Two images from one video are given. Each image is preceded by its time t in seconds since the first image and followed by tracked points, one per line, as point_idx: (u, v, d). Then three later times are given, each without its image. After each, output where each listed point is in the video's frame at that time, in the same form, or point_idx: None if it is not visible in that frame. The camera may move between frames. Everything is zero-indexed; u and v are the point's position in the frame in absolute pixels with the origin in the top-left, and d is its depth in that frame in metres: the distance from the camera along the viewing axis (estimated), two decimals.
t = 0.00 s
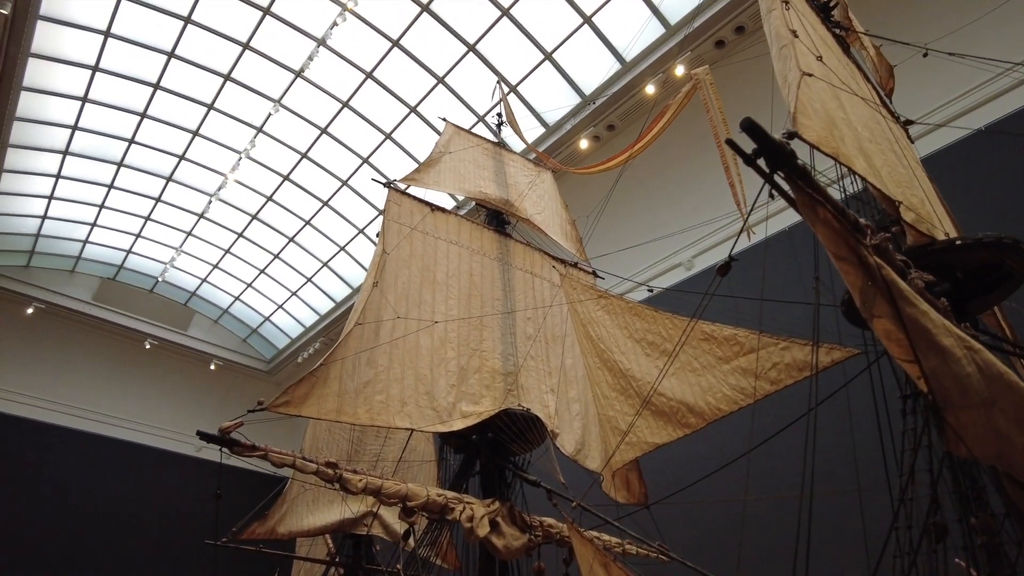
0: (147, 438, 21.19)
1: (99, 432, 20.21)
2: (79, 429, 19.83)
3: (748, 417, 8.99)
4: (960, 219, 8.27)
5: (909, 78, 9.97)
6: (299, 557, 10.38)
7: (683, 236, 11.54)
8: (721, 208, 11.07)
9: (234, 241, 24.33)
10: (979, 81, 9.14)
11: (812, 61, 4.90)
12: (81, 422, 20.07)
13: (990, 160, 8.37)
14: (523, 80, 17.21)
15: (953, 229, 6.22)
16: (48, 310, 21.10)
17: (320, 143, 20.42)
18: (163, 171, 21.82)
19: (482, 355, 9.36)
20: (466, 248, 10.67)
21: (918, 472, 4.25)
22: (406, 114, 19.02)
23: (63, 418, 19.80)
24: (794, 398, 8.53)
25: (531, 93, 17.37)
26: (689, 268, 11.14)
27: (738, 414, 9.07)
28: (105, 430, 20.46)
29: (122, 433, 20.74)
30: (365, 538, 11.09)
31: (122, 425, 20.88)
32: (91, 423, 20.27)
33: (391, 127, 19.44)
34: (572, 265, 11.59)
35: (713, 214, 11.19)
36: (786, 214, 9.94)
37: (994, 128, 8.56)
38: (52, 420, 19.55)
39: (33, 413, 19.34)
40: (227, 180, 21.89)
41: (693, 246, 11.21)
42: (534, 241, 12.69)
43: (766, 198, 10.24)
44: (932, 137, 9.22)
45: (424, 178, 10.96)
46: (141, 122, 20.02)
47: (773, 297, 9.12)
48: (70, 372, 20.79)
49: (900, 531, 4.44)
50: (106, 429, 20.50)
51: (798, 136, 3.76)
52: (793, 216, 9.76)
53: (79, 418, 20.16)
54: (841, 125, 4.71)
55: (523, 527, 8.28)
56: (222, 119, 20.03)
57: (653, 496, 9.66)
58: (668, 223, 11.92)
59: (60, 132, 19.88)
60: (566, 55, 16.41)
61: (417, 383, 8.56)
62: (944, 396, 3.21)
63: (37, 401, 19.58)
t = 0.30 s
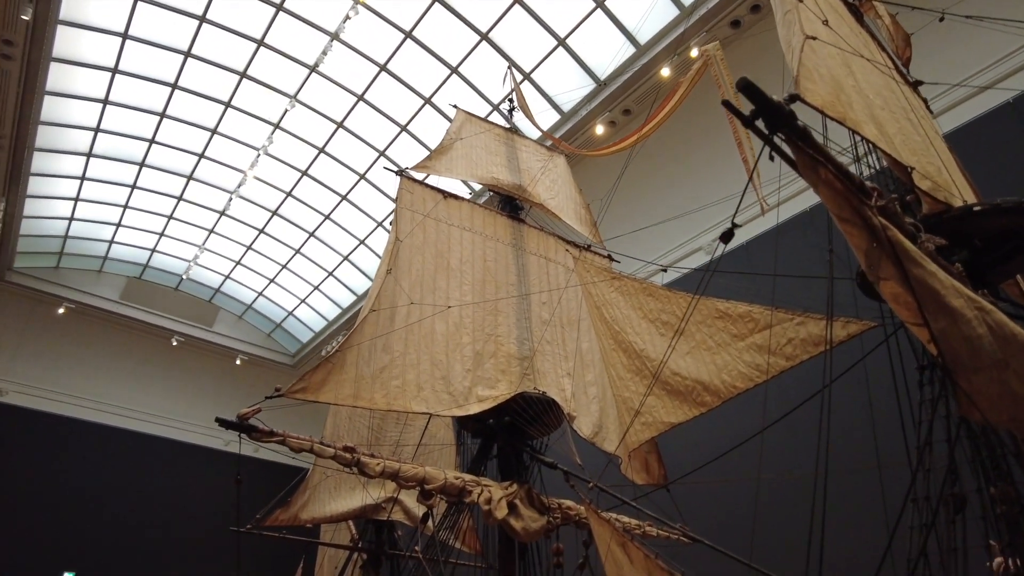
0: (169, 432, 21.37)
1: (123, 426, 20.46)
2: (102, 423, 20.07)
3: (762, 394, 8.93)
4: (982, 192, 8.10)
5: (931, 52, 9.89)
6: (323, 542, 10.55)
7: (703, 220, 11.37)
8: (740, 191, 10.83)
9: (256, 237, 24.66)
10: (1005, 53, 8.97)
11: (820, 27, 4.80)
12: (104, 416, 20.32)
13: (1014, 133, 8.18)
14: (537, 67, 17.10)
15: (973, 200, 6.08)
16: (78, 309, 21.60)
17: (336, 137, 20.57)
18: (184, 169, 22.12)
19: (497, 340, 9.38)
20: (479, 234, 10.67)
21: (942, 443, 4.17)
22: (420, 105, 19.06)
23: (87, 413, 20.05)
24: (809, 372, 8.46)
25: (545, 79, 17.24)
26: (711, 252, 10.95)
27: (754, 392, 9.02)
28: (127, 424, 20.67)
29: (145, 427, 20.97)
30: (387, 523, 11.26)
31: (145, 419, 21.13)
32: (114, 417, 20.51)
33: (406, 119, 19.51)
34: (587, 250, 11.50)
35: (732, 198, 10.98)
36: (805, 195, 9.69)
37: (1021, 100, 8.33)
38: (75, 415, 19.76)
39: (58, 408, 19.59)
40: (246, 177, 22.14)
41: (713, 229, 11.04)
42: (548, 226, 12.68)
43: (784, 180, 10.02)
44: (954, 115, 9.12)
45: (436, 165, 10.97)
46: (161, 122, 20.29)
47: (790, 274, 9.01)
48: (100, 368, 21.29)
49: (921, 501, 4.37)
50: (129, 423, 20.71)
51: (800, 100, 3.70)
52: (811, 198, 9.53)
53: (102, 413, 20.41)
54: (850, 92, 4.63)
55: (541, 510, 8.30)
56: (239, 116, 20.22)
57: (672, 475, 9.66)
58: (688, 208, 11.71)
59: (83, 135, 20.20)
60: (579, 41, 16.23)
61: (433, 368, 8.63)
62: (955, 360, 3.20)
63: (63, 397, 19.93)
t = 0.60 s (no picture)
0: (196, 420, 21.77)
1: (153, 414, 20.96)
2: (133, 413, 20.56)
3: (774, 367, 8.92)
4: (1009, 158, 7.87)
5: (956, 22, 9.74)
6: (348, 522, 10.75)
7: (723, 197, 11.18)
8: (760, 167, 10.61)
9: (278, 227, 24.98)
10: None
11: None
12: (135, 406, 20.86)
13: None
14: (552, 46, 16.88)
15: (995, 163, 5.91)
16: (110, 303, 22.07)
17: (354, 124, 20.66)
18: (206, 161, 22.39)
19: (513, 319, 9.41)
20: (493, 213, 10.66)
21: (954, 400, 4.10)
22: (436, 89, 19.03)
23: (118, 402, 20.58)
24: (821, 342, 8.37)
25: (561, 58, 17.02)
26: (733, 229, 10.74)
27: (769, 364, 8.98)
28: (157, 413, 21.12)
29: (174, 416, 21.41)
30: (410, 502, 11.48)
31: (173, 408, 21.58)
32: (143, 407, 20.99)
33: (422, 104, 19.53)
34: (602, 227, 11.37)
35: (752, 175, 10.75)
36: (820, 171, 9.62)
37: None
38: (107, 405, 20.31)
39: (91, 399, 20.17)
40: (267, 167, 22.39)
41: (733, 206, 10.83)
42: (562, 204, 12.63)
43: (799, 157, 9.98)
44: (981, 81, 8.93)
45: (449, 146, 10.95)
46: (182, 115, 20.52)
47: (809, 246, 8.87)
48: (134, 359, 21.87)
49: (932, 457, 4.33)
50: (158, 411, 21.19)
51: (800, 59, 3.66)
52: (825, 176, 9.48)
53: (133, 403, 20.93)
54: (860, 51, 4.52)
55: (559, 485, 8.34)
56: (258, 106, 20.36)
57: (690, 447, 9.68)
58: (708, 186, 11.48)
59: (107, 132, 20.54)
60: (594, 17, 15.94)
61: (449, 348, 8.70)
62: (961, 320, 3.30)
63: (98, 387, 20.53)
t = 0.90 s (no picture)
0: (220, 400, 22.25)
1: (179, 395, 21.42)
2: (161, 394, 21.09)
3: (786, 331, 8.94)
4: None
5: None
6: (369, 493, 10.96)
7: (738, 168, 11.08)
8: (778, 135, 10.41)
9: (296, 208, 25.16)
10: None
11: None
12: (163, 387, 21.42)
13: None
14: (565, 17, 16.57)
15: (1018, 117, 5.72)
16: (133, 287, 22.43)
17: (368, 103, 20.61)
18: (222, 144, 22.48)
19: (525, 290, 9.39)
20: (504, 185, 10.60)
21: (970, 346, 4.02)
22: (449, 65, 18.88)
23: (147, 383, 21.15)
24: (833, 304, 8.33)
25: (574, 29, 16.72)
26: (752, 200, 10.58)
27: (778, 328, 9.00)
28: (184, 393, 21.65)
29: (199, 396, 21.94)
30: (428, 473, 11.71)
31: (198, 388, 22.09)
32: (170, 387, 21.54)
33: (436, 81, 19.42)
34: (614, 196, 11.25)
35: (769, 145, 10.56)
36: (839, 139, 9.45)
37: None
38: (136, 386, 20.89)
39: (121, 380, 20.74)
40: (283, 148, 22.46)
41: (751, 177, 10.66)
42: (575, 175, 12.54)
43: (816, 127, 9.84)
44: (1005, 43, 8.72)
45: (459, 118, 10.87)
46: (197, 98, 20.52)
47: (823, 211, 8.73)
48: (161, 341, 22.34)
49: (946, 403, 4.29)
50: (184, 392, 21.71)
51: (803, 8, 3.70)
52: (843, 145, 9.34)
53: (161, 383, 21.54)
54: None
55: (573, 453, 8.39)
56: (273, 87, 20.31)
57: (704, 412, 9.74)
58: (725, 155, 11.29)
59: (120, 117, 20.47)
60: None
61: (461, 320, 8.72)
62: (969, 266, 3.33)
63: (125, 369, 21.01)
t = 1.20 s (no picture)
0: (239, 368, 22.38)
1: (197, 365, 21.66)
2: (181, 363, 21.39)
3: (795, 283, 8.96)
4: None
5: None
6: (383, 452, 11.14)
7: (749, 130, 10.96)
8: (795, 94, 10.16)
9: (307, 178, 25.12)
10: None
11: None
12: (183, 356, 21.63)
13: None
14: None
15: None
16: (150, 258, 22.54)
17: (377, 70, 20.29)
18: (232, 115, 22.26)
19: (535, 250, 9.32)
20: (513, 145, 10.47)
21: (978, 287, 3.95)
22: (458, 29, 18.55)
23: (168, 354, 21.37)
24: (845, 256, 8.27)
25: None
26: (767, 162, 10.36)
27: (787, 281, 8.99)
28: (203, 362, 21.81)
29: (219, 364, 22.07)
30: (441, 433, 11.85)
31: (218, 357, 22.28)
32: (190, 357, 21.73)
33: (445, 46, 19.14)
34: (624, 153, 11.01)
35: (785, 105, 10.36)
36: (858, 98, 9.20)
37: None
38: (158, 357, 21.14)
39: (143, 352, 21.00)
40: (293, 118, 22.27)
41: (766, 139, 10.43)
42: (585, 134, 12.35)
43: (829, 89, 9.65)
44: None
45: (466, 77, 10.70)
46: (205, 69, 20.19)
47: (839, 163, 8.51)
48: (179, 312, 22.50)
49: (955, 347, 4.24)
50: (204, 361, 21.86)
51: None
52: (861, 105, 9.09)
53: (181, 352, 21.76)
54: None
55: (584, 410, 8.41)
56: (281, 56, 19.94)
57: (715, 365, 9.83)
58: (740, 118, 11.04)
59: (124, 89, 20.14)
60: None
61: (471, 280, 8.71)
62: (985, 190, 3.30)
63: (144, 339, 21.27)
